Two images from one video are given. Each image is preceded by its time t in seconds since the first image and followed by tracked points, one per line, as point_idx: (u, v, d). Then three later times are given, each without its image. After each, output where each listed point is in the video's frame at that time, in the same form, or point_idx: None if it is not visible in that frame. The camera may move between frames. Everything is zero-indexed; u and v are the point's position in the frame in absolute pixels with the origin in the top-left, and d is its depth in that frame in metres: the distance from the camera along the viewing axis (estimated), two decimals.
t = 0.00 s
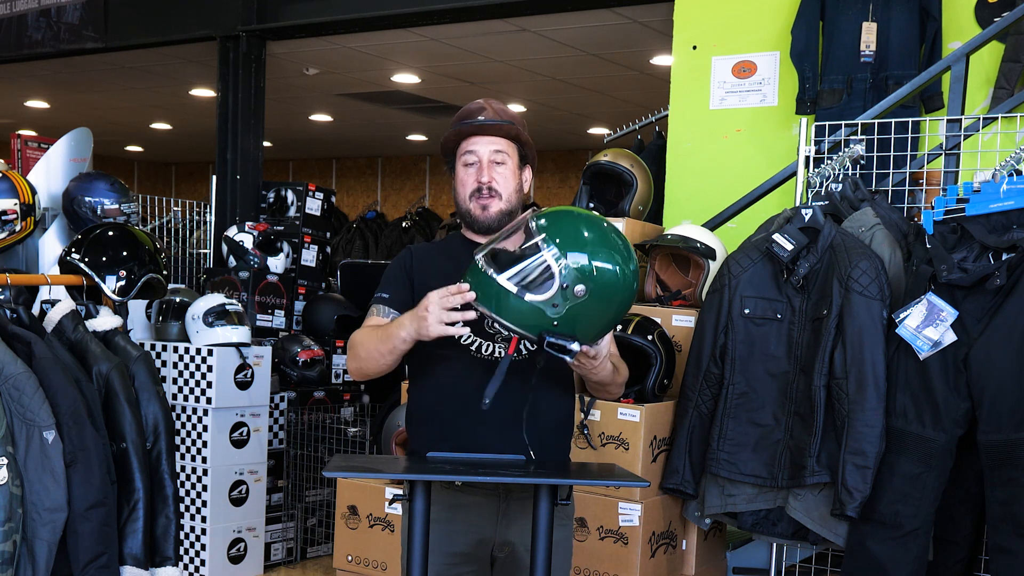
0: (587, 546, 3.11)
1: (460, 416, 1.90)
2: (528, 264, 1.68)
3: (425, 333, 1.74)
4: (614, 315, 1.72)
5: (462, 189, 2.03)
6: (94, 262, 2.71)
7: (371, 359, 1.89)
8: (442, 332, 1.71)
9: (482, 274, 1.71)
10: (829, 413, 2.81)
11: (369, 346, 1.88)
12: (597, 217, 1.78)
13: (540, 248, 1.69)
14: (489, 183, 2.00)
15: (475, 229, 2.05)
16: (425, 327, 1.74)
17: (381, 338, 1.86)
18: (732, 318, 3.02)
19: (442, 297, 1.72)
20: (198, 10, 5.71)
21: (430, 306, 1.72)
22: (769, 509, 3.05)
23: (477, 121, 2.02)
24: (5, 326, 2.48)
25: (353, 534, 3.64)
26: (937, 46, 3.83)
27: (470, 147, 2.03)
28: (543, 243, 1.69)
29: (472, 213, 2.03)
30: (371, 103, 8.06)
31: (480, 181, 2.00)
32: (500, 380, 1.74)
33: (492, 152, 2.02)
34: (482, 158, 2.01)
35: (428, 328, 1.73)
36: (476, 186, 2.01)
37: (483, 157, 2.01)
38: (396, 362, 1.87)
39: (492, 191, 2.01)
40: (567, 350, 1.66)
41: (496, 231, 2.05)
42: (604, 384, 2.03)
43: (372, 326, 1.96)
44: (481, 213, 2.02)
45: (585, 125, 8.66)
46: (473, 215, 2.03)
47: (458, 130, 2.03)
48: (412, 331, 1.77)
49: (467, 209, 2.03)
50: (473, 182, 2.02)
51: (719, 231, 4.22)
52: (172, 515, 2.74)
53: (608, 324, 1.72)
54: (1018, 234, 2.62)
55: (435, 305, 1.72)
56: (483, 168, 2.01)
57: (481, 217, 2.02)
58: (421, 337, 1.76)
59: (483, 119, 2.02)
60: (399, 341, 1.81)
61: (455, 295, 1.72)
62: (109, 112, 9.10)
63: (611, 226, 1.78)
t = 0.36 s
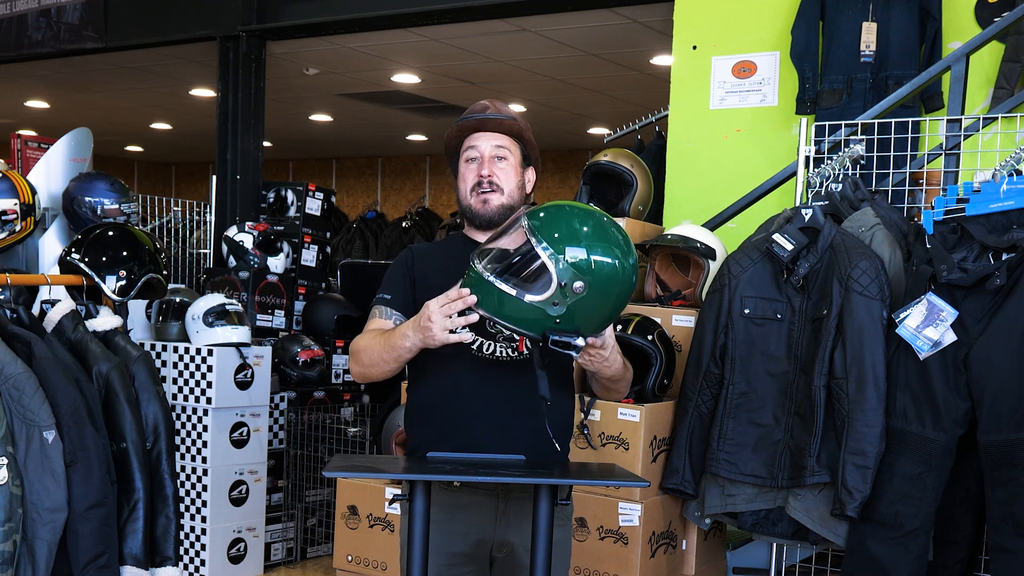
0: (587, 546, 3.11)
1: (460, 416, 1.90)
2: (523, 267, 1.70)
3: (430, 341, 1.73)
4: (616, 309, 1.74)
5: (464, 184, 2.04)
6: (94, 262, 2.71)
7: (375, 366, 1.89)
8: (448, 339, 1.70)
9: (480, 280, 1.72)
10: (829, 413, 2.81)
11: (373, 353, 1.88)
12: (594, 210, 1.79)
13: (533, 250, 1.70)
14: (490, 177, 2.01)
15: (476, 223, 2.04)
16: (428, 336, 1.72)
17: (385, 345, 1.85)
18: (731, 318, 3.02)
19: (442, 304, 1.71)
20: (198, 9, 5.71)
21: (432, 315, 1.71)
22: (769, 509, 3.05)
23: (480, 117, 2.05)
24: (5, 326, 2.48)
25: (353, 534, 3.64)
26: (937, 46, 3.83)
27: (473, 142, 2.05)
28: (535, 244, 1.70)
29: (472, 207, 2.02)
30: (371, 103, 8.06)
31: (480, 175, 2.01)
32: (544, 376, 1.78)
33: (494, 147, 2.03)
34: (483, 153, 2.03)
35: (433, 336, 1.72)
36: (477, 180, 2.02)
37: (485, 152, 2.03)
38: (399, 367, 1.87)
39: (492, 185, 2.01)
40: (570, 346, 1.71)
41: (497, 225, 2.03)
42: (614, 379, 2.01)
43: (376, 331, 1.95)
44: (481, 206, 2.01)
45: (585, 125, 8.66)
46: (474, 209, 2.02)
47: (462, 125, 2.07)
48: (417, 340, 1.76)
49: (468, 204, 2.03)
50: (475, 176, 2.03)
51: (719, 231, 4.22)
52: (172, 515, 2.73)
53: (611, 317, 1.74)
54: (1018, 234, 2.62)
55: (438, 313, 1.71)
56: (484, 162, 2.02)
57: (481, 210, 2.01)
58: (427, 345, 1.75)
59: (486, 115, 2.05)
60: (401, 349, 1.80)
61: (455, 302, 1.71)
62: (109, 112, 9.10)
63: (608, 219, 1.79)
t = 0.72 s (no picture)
0: (587, 546, 3.11)
1: (460, 416, 1.90)
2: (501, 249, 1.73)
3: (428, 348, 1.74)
4: (598, 285, 1.78)
5: (468, 199, 2.04)
6: (94, 262, 2.71)
7: (375, 372, 1.90)
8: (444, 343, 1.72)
9: (460, 274, 1.76)
10: (829, 413, 2.81)
11: (370, 361, 1.88)
12: (575, 192, 1.83)
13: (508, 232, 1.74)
14: (496, 196, 2.02)
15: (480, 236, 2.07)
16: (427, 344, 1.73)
17: (381, 352, 1.85)
18: (732, 318, 3.02)
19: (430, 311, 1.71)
20: (198, 10, 5.71)
21: (422, 326, 1.71)
22: (769, 509, 3.05)
23: (485, 134, 2.01)
24: (5, 326, 2.48)
25: (353, 534, 3.64)
26: (937, 46, 3.83)
27: (476, 157, 2.03)
28: (510, 225, 1.73)
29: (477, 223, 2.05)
30: (371, 103, 8.06)
31: (486, 194, 2.02)
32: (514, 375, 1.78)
33: (498, 165, 2.02)
34: (489, 170, 2.02)
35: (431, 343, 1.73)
36: (481, 198, 2.03)
37: (490, 170, 2.02)
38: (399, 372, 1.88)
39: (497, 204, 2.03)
40: (563, 318, 1.68)
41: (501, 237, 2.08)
42: (621, 364, 1.89)
43: (372, 336, 1.94)
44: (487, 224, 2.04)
45: (585, 125, 8.66)
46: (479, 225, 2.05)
47: (466, 140, 2.02)
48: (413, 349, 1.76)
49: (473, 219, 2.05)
50: (479, 194, 2.03)
51: (719, 232, 4.22)
52: (172, 515, 2.73)
53: (594, 294, 1.78)
54: (1018, 234, 2.62)
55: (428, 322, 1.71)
56: (489, 181, 2.02)
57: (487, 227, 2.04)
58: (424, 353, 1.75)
59: (491, 132, 2.01)
60: (397, 358, 1.80)
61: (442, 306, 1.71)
62: (109, 112, 9.10)
63: (590, 204, 1.83)
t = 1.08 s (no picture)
0: (587, 546, 3.11)
1: (460, 415, 1.90)
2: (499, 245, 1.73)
3: (422, 342, 1.74)
4: (597, 279, 1.79)
5: (470, 197, 2.05)
6: (94, 262, 2.71)
7: (372, 367, 1.89)
8: (437, 337, 1.71)
9: (459, 269, 1.76)
10: (829, 413, 2.81)
11: (367, 355, 1.88)
12: (571, 187, 1.84)
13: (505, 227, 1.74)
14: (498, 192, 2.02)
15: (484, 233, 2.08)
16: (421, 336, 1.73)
17: (376, 347, 1.84)
18: (731, 318, 3.02)
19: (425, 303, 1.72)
20: (198, 10, 5.71)
21: (416, 317, 1.71)
22: (769, 509, 3.05)
23: (482, 130, 2.01)
24: (5, 326, 2.48)
25: (353, 534, 3.64)
26: (937, 46, 3.83)
27: (475, 155, 2.03)
28: (507, 221, 1.73)
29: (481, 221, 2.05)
30: (371, 103, 8.06)
31: (487, 191, 2.02)
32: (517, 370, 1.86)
33: (498, 161, 2.02)
34: (488, 167, 2.02)
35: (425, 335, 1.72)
36: (484, 196, 2.03)
37: (489, 166, 2.02)
38: (395, 367, 1.87)
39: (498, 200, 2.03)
40: (554, 314, 1.70)
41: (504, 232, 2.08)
42: (619, 361, 1.90)
43: (371, 330, 1.95)
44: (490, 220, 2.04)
45: (585, 125, 8.65)
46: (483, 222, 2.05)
47: (464, 138, 2.02)
48: (407, 342, 1.76)
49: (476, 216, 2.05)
50: (481, 191, 2.03)
51: (719, 231, 4.22)
52: (172, 515, 2.73)
53: (593, 287, 1.78)
54: (1018, 234, 2.62)
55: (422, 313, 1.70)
56: (489, 177, 2.02)
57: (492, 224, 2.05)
58: (418, 346, 1.75)
59: (488, 128, 2.00)
60: (393, 351, 1.80)
61: (436, 298, 1.71)
62: (109, 112, 9.10)
63: (587, 199, 1.84)
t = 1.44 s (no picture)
0: (587, 546, 3.11)
1: (460, 414, 1.90)
2: (497, 245, 1.73)
3: (422, 348, 1.73)
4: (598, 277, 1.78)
5: (469, 199, 2.04)
6: (94, 262, 2.71)
7: (373, 369, 1.89)
8: (438, 344, 1.70)
9: (459, 272, 1.76)
10: (829, 413, 2.81)
11: (369, 358, 1.88)
12: (571, 187, 1.84)
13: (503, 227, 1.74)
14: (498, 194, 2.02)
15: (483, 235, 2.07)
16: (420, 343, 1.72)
17: (378, 349, 1.84)
18: (732, 318, 3.02)
19: (429, 309, 1.71)
20: (198, 10, 5.71)
21: (419, 324, 1.70)
22: (769, 509, 3.05)
23: (484, 132, 2.01)
24: (5, 326, 2.48)
25: (353, 534, 3.64)
26: (937, 46, 3.83)
27: (476, 156, 2.03)
28: (505, 221, 1.74)
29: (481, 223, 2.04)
30: (371, 103, 8.06)
31: (487, 193, 2.02)
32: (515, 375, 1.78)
33: (499, 162, 2.02)
34: (490, 169, 2.02)
35: (425, 343, 1.71)
36: (484, 197, 2.03)
37: (490, 168, 2.02)
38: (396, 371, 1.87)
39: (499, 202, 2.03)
40: (561, 309, 1.70)
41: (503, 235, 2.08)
42: (618, 359, 1.91)
43: (373, 333, 1.95)
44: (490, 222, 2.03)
45: (585, 125, 8.65)
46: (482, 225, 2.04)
47: (465, 139, 2.02)
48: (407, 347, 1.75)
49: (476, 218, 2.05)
50: (481, 192, 2.03)
51: (719, 231, 4.22)
52: (172, 515, 2.73)
53: (592, 286, 1.78)
54: (1018, 234, 2.62)
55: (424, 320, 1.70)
56: (490, 179, 2.02)
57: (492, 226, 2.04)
58: (419, 352, 1.74)
59: (490, 130, 2.01)
60: (394, 356, 1.80)
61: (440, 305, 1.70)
62: (109, 112, 9.10)
63: (587, 198, 1.83)
